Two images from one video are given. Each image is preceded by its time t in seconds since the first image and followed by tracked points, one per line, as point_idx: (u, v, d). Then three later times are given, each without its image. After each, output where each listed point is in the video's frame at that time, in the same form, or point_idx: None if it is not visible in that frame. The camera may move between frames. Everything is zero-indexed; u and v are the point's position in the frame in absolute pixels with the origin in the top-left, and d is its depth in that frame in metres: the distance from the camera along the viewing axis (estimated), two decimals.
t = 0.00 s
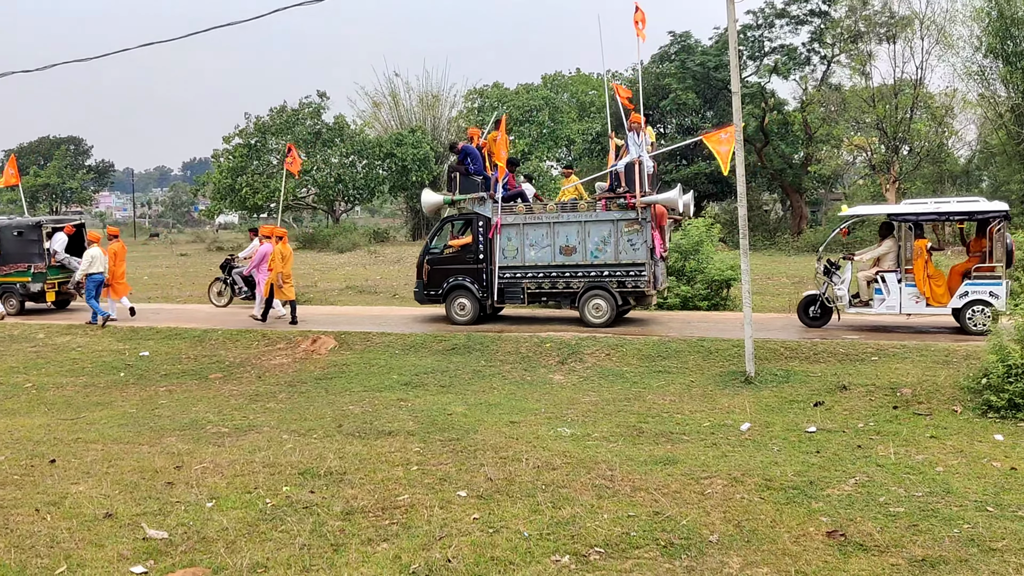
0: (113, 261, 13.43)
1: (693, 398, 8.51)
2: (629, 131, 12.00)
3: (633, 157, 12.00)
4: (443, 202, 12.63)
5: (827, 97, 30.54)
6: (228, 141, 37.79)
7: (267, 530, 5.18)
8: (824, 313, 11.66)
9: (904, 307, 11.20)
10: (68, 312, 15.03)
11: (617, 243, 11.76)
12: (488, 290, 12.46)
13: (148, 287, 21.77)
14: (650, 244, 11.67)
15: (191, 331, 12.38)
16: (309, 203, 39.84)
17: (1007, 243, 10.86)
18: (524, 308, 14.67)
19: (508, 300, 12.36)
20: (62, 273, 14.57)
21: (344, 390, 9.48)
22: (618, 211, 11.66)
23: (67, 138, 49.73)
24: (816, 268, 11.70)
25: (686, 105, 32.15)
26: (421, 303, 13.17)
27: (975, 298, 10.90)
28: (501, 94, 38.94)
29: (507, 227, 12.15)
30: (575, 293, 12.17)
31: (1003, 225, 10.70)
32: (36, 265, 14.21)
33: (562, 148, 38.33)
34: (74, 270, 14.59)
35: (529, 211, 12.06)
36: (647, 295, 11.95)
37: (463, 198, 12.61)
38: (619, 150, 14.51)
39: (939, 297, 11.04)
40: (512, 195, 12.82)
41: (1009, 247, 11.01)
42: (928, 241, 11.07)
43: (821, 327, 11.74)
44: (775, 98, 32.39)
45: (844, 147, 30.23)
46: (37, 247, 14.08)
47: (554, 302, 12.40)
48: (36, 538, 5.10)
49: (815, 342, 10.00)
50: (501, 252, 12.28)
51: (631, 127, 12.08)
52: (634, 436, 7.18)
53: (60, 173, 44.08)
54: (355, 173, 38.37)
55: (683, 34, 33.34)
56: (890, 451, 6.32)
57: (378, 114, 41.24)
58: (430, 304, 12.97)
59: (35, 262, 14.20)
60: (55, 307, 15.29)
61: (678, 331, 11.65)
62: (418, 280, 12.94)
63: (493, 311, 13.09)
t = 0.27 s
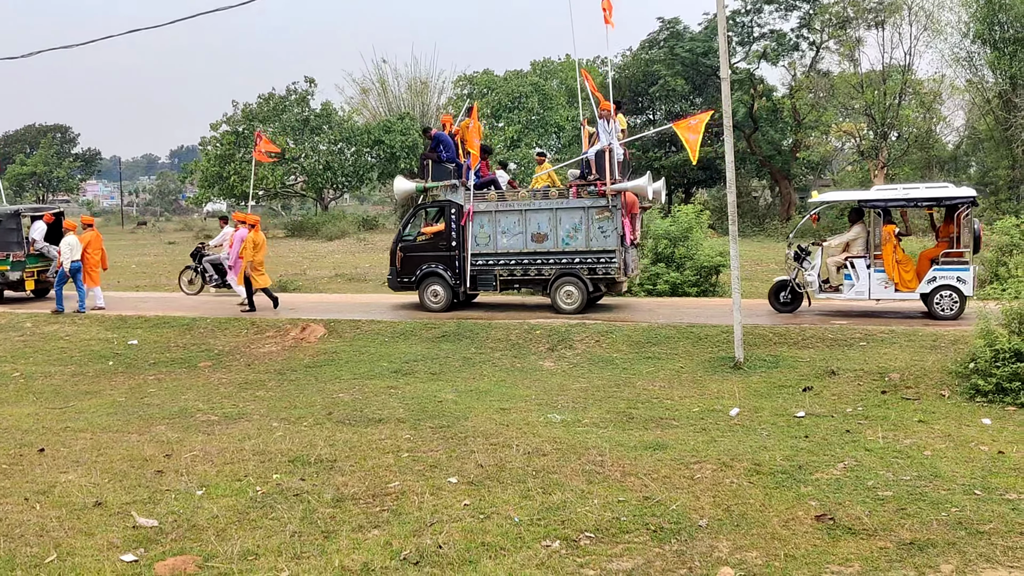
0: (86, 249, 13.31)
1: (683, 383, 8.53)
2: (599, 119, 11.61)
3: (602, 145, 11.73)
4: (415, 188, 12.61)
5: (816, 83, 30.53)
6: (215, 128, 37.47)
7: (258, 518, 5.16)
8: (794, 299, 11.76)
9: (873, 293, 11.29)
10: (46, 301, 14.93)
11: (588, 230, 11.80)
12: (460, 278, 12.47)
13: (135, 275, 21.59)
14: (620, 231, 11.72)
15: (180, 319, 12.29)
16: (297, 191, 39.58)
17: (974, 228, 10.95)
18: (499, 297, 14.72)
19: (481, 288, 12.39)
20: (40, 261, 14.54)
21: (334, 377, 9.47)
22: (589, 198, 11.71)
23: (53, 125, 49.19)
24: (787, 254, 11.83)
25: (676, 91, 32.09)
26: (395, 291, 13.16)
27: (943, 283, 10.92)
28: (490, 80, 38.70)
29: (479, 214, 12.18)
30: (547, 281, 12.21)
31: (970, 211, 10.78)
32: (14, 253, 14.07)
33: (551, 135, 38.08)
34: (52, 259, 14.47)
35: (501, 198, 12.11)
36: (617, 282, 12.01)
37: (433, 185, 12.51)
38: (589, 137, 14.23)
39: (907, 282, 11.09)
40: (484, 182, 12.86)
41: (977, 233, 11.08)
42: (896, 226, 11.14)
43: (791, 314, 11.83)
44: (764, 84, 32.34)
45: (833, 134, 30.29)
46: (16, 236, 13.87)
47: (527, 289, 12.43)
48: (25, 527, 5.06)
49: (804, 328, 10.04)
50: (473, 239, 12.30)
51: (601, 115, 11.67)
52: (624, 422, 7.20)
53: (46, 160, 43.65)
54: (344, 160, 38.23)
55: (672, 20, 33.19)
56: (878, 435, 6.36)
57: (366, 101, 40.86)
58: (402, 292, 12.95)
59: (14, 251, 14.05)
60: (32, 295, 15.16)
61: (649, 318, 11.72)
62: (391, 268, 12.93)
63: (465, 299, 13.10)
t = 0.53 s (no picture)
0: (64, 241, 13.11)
1: (676, 374, 8.55)
2: (573, 110, 11.79)
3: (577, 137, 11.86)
4: (391, 180, 12.39)
5: (809, 73, 30.47)
6: (207, 119, 37.29)
7: (252, 510, 5.15)
8: (770, 289, 11.84)
9: (847, 282, 11.27)
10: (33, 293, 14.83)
11: (562, 221, 11.89)
12: (437, 269, 12.61)
13: (128, 267, 21.49)
14: (594, 222, 11.81)
15: (173, 312, 12.23)
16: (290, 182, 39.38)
17: (947, 217, 10.95)
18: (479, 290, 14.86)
19: (457, 279, 12.50)
20: (24, 254, 14.48)
21: (328, 369, 9.46)
22: (563, 189, 11.79)
23: (44, 117, 48.89)
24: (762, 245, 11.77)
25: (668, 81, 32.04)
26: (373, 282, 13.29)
27: (916, 273, 10.95)
28: (482, 70, 38.50)
29: (455, 205, 12.27)
30: (522, 271, 12.31)
31: (942, 201, 10.76)
32: None
33: (543, 126, 37.80)
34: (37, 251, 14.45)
35: (477, 189, 12.19)
36: (592, 273, 12.12)
37: (410, 176, 12.45)
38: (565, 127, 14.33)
39: (881, 272, 11.11)
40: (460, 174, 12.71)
41: (949, 223, 11.10)
42: (869, 217, 11.14)
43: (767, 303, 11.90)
44: (758, 74, 32.11)
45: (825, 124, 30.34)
46: None
47: (503, 280, 12.54)
48: (19, 520, 5.04)
49: (798, 318, 10.06)
50: (449, 230, 12.41)
51: (574, 107, 11.85)
52: (617, 413, 7.20)
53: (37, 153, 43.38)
54: (336, 151, 38.04)
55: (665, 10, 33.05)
56: (870, 425, 6.39)
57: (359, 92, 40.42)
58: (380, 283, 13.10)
59: None
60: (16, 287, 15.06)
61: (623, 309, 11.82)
62: (369, 259, 13.07)
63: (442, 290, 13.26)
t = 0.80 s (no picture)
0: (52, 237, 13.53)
1: (672, 369, 8.57)
2: (551, 106, 11.77)
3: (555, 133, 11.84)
4: (370, 176, 12.48)
5: (805, 68, 30.46)
6: (202, 115, 37.19)
7: (248, 505, 5.14)
8: (748, 284, 11.94)
9: (824, 278, 11.40)
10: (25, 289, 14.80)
11: (540, 217, 11.90)
12: (415, 265, 12.65)
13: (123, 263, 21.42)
14: (571, 218, 11.83)
15: (169, 308, 12.20)
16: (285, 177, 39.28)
17: (923, 213, 11.04)
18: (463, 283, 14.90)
19: (436, 274, 12.55)
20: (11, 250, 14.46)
21: (324, 364, 9.45)
22: (540, 185, 11.79)
23: (39, 113, 48.74)
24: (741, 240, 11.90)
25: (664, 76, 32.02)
26: (354, 277, 13.35)
27: (891, 268, 11.09)
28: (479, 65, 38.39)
29: (433, 201, 12.27)
30: (500, 267, 12.35)
31: (917, 196, 10.86)
32: None
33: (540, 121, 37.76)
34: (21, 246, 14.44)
35: (455, 185, 12.19)
36: (569, 269, 12.15)
37: (389, 172, 12.45)
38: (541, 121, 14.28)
39: (857, 267, 11.27)
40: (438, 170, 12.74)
41: (925, 218, 11.20)
42: (846, 212, 11.26)
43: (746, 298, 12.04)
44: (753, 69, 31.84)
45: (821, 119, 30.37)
46: None
47: (482, 275, 12.59)
48: (15, 516, 5.03)
49: (793, 313, 10.08)
50: (428, 226, 12.43)
51: (552, 103, 11.88)
52: (613, 408, 7.22)
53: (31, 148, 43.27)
54: (332, 147, 37.93)
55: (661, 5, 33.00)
56: (866, 419, 6.41)
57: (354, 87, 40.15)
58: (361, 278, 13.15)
59: None
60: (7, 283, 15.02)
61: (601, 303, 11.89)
62: (349, 255, 13.11)
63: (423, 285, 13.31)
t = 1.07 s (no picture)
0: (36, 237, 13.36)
1: (670, 367, 8.57)
2: (530, 105, 12.17)
3: (533, 131, 12.21)
4: (351, 175, 12.61)
5: (803, 66, 30.51)
6: (200, 113, 37.16)
7: (246, 504, 5.14)
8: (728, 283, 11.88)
9: (803, 276, 11.29)
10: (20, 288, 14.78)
11: (519, 216, 12.01)
12: (396, 263, 12.68)
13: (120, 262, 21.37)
14: (550, 217, 11.96)
15: (167, 306, 12.17)
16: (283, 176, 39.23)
17: (901, 212, 11.04)
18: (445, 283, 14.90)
19: (416, 273, 12.59)
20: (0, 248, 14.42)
21: (322, 363, 9.44)
22: (519, 184, 11.90)
23: (36, 111, 48.64)
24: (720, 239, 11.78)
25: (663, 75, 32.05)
26: (335, 276, 13.35)
27: (870, 266, 11.06)
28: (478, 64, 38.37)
29: (413, 200, 12.35)
30: (479, 266, 12.43)
31: (895, 195, 10.88)
32: None
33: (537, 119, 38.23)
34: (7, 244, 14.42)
35: (435, 185, 12.27)
36: (548, 268, 12.26)
37: (370, 171, 12.58)
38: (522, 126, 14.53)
39: (836, 266, 11.17)
40: (419, 169, 12.87)
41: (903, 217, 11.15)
42: (825, 211, 11.20)
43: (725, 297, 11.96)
44: (751, 67, 31.95)
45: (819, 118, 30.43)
46: None
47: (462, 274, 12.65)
48: (13, 515, 5.02)
49: (791, 312, 10.07)
50: (408, 225, 12.48)
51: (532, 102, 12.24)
52: (611, 407, 7.22)
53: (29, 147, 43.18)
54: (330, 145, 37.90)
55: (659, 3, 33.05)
56: (864, 418, 6.42)
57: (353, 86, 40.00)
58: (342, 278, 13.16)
59: None
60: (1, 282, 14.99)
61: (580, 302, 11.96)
62: (330, 254, 13.12)
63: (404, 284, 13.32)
